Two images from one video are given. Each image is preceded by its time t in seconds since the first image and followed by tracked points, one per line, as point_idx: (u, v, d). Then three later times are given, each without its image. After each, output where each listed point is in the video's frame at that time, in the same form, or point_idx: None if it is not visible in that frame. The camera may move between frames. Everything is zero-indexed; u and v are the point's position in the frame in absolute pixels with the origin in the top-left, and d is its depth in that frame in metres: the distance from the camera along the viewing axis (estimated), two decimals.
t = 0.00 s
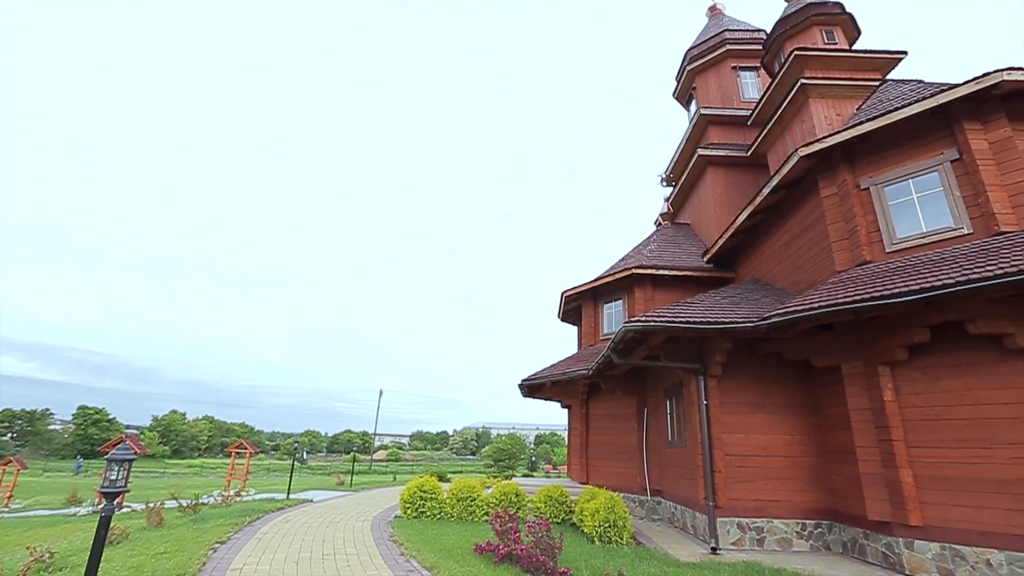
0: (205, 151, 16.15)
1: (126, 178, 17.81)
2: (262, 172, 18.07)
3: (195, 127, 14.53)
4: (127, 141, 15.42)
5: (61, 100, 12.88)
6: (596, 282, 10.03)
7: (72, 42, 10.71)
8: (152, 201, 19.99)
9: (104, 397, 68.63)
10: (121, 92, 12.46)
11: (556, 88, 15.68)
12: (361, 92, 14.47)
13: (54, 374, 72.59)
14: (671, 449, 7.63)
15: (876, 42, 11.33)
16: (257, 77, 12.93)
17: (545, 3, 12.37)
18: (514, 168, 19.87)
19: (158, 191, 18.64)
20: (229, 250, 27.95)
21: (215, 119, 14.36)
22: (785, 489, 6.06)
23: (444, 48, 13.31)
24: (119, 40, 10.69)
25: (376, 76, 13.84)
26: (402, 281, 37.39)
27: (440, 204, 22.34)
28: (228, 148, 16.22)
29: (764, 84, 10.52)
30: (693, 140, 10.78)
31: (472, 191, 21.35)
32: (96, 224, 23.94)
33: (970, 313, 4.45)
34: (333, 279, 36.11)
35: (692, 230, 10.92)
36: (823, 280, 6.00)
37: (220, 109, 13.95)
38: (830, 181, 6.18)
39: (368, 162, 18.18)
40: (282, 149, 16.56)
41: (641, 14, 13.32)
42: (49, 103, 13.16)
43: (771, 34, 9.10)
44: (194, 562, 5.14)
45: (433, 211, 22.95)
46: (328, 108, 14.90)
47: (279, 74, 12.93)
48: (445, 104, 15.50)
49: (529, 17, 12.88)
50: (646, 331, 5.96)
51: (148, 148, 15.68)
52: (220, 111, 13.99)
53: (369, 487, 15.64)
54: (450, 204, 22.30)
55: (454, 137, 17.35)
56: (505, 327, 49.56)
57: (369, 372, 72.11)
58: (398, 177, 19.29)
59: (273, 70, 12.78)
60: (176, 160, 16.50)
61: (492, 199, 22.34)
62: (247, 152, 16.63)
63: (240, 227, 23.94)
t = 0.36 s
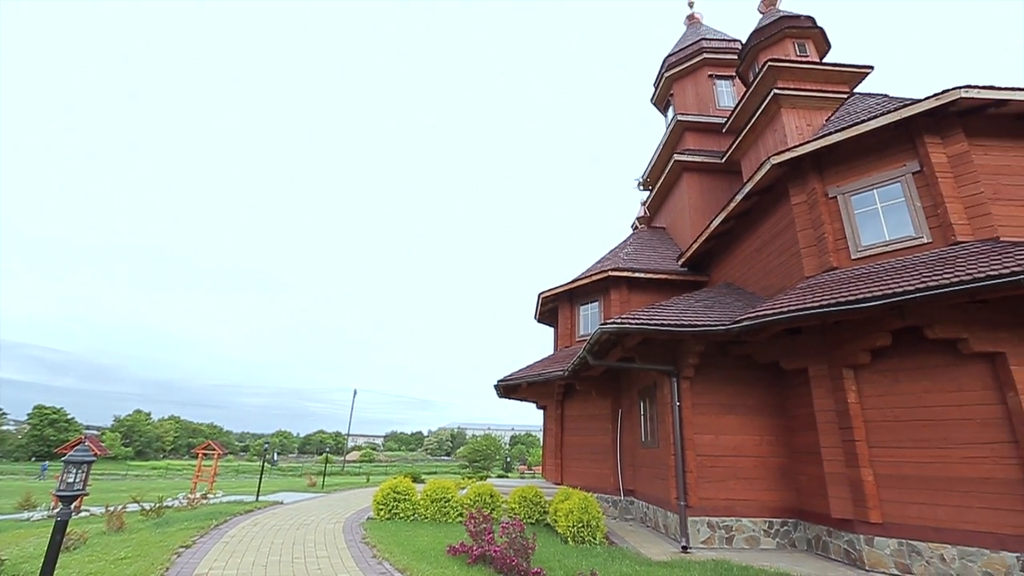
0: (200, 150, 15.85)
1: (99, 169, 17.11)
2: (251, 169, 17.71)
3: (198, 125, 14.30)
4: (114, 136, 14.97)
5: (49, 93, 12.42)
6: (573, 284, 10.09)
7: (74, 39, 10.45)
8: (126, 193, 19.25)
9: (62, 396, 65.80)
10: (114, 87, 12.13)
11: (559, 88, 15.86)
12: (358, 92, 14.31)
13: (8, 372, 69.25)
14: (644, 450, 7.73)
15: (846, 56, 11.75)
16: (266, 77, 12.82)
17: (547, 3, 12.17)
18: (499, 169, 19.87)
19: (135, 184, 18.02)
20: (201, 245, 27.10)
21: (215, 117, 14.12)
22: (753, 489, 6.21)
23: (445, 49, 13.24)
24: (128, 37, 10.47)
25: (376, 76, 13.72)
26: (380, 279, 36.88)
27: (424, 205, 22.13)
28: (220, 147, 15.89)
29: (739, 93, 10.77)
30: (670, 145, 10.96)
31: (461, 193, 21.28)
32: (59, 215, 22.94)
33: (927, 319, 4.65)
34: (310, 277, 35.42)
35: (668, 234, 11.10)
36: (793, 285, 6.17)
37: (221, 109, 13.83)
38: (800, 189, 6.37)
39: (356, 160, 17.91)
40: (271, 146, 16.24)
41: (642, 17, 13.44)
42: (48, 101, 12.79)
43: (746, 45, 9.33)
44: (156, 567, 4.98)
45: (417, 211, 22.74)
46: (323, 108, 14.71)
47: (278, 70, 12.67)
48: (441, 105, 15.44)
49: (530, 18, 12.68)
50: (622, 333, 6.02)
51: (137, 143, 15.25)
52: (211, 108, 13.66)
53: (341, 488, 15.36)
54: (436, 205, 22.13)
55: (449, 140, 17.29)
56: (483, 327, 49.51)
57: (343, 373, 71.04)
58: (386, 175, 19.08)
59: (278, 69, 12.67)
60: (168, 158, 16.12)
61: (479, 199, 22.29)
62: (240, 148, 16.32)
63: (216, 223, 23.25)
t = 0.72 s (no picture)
0: (188, 145, 15.45)
1: (71, 159, 16.47)
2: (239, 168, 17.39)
3: (192, 117, 13.92)
4: (99, 127, 14.55)
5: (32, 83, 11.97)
6: (551, 285, 10.13)
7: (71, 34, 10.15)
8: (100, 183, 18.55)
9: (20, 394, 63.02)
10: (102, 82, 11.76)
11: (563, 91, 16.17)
12: (353, 92, 14.18)
13: None
14: (620, 450, 7.81)
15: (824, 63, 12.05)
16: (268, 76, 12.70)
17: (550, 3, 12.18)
18: (491, 164, 20.07)
19: (111, 173, 17.40)
20: (175, 241, 26.31)
21: (209, 107, 13.64)
22: (725, 488, 6.34)
23: (449, 52, 13.17)
24: (129, 35, 10.28)
25: (375, 77, 13.62)
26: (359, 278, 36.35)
27: (407, 203, 21.89)
28: (209, 142, 15.57)
29: (716, 100, 10.98)
30: (649, 150, 11.10)
31: (447, 189, 21.05)
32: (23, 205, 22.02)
33: (892, 323, 4.82)
34: (288, 274, 34.70)
35: (646, 237, 11.24)
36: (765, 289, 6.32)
37: (214, 108, 13.70)
38: (774, 196, 6.52)
39: (347, 157, 17.73)
40: (260, 141, 15.96)
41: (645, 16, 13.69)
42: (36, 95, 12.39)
43: (724, 54, 9.53)
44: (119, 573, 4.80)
45: (406, 212, 22.67)
46: (316, 108, 14.57)
47: (274, 67, 12.43)
48: (431, 109, 15.43)
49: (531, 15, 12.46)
50: (599, 335, 6.07)
51: (124, 133, 14.79)
52: (202, 102, 13.25)
53: (314, 490, 15.06)
54: (420, 202, 21.91)
55: (440, 141, 17.20)
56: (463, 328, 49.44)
57: (319, 373, 69.87)
58: (372, 172, 18.88)
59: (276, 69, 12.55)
60: (154, 152, 15.68)
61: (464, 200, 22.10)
62: (230, 144, 16.03)
63: (194, 220, 22.62)
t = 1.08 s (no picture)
0: (186, 145, 15.35)
1: (46, 151, 15.89)
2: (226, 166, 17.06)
3: (191, 117, 13.86)
4: (87, 123, 14.26)
5: (21, 78, 11.59)
6: (530, 286, 10.15)
7: (72, 34, 9.99)
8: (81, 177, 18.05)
9: None
10: (99, 81, 11.60)
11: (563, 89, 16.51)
12: (350, 94, 14.14)
13: None
14: (596, 451, 7.88)
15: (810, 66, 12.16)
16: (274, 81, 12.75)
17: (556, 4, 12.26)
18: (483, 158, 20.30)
19: (105, 172, 17.14)
20: (150, 235, 25.58)
21: (209, 107, 13.57)
22: (699, 488, 6.44)
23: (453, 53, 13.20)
24: (130, 36, 10.15)
25: (368, 78, 13.54)
26: (338, 276, 35.82)
27: (393, 200, 21.75)
28: (207, 142, 15.46)
29: (695, 107, 11.18)
30: (628, 154, 11.23)
31: (445, 190, 21.47)
32: None
33: (859, 327, 4.97)
34: (266, 271, 34.03)
35: (624, 239, 11.37)
36: (740, 293, 6.46)
37: (201, 104, 13.37)
38: (748, 202, 6.67)
39: (341, 157, 17.55)
40: (250, 138, 15.74)
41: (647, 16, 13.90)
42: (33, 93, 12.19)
43: (702, 61, 9.71)
44: None
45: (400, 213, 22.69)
46: (308, 109, 14.41)
47: (271, 69, 12.31)
48: (430, 109, 15.44)
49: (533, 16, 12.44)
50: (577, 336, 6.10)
51: (121, 131, 14.66)
52: (201, 102, 13.18)
53: (288, 492, 14.78)
54: (408, 201, 21.73)
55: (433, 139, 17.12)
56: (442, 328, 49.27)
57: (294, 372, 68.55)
58: (355, 170, 18.69)
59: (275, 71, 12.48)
60: (144, 151, 15.40)
61: (455, 202, 22.23)
62: (227, 144, 15.91)
63: (173, 217, 22.01)
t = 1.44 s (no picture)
0: (186, 144, 15.19)
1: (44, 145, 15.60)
2: (210, 164, 16.69)
3: (191, 117, 13.74)
4: (74, 119, 13.89)
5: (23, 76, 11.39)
6: (508, 286, 10.15)
7: (70, 33, 9.80)
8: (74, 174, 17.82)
9: None
10: (95, 80, 11.42)
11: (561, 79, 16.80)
12: (349, 95, 14.08)
13: None
14: (572, 451, 7.93)
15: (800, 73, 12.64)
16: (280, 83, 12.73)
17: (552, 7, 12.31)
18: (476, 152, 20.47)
19: (105, 170, 16.99)
20: (123, 228, 24.75)
21: (209, 107, 13.45)
22: (671, 488, 6.54)
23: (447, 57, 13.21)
24: (129, 35, 9.96)
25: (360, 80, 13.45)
26: (316, 274, 35.24)
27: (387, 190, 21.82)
28: (206, 141, 15.31)
29: (672, 112, 11.37)
30: (607, 156, 11.35)
31: (446, 190, 22.35)
32: None
33: (827, 331, 5.13)
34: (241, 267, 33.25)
35: (601, 241, 11.48)
36: (714, 296, 6.59)
37: (201, 105, 13.24)
38: (723, 207, 6.80)
39: (343, 155, 17.66)
40: (236, 136, 15.44)
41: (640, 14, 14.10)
42: (34, 92, 12.04)
43: (680, 68, 9.88)
44: None
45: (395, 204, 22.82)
46: (292, 109, 14.12)
47: (265, 66, 11.99)
48: (430, 109, 15.38)
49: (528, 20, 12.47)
50: (554, 337, 6.12)
51: (121, 131, 14.56)
52: (201, 101, 13.05)
53: (258, 493, 14.45)
54: (410, 199, 22.32)
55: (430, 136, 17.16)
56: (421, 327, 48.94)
57: (266, 371, 67.07)
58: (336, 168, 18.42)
59: (274, 74, 12.41)
60: (146, 151, 15.31)
61: (456, 201, 23.13)
62: (227, 142, 15.72)
63: (150, 211, 21.33)
